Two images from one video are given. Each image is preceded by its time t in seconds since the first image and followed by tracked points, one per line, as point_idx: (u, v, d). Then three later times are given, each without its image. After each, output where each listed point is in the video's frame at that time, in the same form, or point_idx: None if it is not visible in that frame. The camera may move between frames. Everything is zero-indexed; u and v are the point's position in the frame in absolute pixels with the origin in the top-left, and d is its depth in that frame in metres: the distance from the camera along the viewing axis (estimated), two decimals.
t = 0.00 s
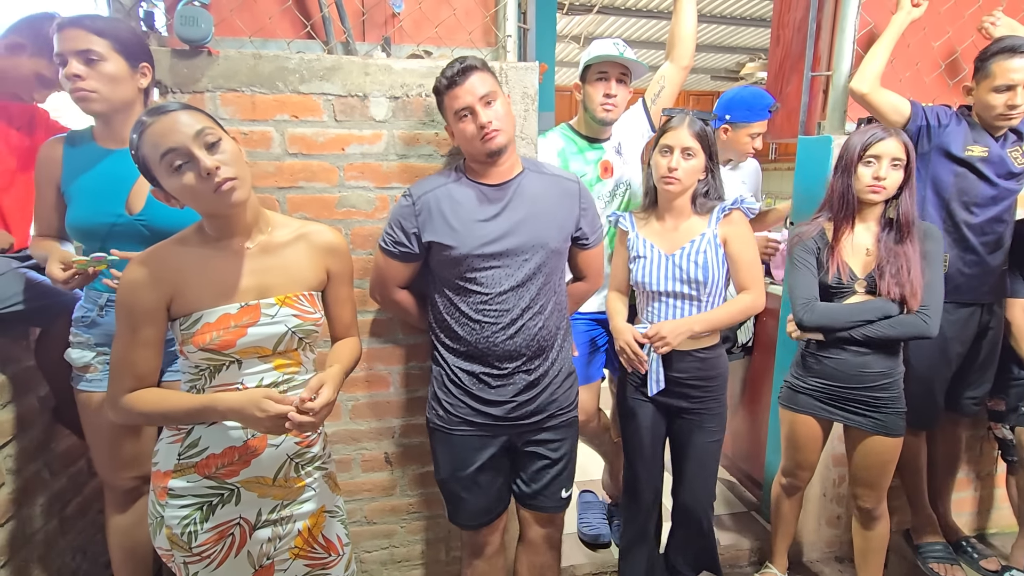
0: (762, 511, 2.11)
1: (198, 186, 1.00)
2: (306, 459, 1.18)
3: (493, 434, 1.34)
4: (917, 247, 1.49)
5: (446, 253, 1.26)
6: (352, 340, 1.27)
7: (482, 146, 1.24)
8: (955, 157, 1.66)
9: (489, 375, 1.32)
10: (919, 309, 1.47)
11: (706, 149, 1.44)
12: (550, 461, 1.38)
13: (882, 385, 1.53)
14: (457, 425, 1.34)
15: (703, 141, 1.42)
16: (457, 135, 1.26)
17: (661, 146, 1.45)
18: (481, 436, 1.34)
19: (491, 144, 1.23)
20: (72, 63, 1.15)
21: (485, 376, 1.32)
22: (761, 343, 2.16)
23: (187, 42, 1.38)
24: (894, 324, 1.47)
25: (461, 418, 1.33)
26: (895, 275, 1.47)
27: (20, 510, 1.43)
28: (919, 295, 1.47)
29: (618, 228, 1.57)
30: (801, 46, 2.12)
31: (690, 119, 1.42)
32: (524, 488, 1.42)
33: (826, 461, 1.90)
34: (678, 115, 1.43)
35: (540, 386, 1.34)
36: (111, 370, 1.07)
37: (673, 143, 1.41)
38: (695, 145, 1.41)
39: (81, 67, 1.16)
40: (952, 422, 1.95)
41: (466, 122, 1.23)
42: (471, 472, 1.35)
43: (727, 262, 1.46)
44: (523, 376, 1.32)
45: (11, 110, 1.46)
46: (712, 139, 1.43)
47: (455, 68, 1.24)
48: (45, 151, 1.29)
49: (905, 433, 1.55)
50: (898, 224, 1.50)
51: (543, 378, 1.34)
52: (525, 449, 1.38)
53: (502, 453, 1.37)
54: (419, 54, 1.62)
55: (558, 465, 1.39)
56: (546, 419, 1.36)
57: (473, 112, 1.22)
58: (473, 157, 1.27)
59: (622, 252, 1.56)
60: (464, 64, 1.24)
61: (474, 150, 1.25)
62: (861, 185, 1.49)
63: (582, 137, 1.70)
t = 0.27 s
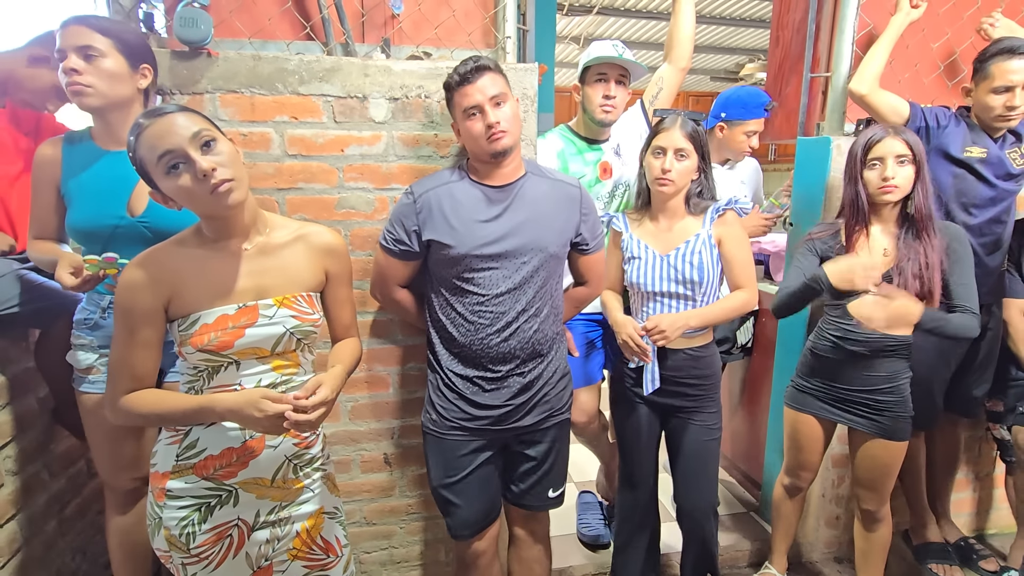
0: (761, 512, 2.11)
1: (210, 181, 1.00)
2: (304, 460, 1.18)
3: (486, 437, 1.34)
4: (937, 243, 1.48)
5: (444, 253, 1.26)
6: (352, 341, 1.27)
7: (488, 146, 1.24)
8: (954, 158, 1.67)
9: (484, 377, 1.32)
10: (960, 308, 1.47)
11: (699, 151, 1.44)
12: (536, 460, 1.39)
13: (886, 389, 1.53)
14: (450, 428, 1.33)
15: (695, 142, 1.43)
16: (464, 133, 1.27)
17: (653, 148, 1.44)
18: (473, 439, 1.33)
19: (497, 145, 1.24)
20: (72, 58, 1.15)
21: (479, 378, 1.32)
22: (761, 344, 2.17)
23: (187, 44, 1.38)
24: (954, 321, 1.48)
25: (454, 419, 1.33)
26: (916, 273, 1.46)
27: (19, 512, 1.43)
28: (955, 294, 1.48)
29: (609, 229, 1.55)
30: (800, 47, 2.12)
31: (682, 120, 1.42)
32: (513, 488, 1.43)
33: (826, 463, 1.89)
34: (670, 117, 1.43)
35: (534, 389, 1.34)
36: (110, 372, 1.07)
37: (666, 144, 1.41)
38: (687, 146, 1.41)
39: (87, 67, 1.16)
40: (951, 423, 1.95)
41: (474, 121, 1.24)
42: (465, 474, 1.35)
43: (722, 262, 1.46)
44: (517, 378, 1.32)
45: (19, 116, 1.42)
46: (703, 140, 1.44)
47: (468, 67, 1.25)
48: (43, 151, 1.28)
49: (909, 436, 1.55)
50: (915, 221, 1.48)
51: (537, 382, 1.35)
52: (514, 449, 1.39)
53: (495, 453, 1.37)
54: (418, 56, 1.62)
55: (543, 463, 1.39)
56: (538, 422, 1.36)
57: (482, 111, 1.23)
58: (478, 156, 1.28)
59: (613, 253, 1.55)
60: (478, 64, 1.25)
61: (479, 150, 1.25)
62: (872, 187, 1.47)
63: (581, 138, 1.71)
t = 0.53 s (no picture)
0: (760, 512, 2.11)
1: (198, 187, 1.01)
2: (302, 458, 1.19)
3: (483, 439, 1.33)
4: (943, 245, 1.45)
5: (444, 253, 1.26)
6: (349, 341, 1.27)
7: (488, 146, 1.24)
8: (953, 158, 1.67)
9: (481, 378, 1.32)
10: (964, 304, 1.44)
11: (700, 150, 1.44)
12: (531, 460, 1.40)
13: (885, 391, 1.53)
14: (447, 429, 1.33)
15: (697, 143, 1.43)
16: (464, 134, 1.27)
17: (655, 151, 1.44)
18: (472, 441, 1.33)
19: (497, 146, 1.24)
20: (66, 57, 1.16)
21: (477, 379, 1.32)
22: (760, 344, 2.17)
23: (186, 43, 1.38)
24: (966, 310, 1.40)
25: (453, 420, 1.33)
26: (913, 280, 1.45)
27: (18, 512, 1.43)
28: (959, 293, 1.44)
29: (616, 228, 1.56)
30: (800, 48, 2.12)
31: (682, 121, 1.42)
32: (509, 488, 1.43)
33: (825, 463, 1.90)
34: (670, 118, 1.43)
35: (532, 390, 1.34)
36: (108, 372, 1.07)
37: (667, 146, 1.42)
38: (689, 147, 1.41)
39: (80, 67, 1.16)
40: (950, 423, 1.96)
41: (475, 121, 1.24)
42: (463, 475, 1.34)
43: (729, 263, 1.47)
44: (515, 380, 1.33)
45: (24, 117, 1.41)
46: (704, 139, 1.44)
47: (471, 68, 1.25)
48: (42, 151, 1.28)
49: (908, 438, 1.55)
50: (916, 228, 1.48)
51: (534, 384, 1.35)
52: (510, 450, 1.39)
53: (492, 454, 1.37)
54: (418, 56, 1.62)
55: (538, 464, 1.40)
56: (535, 424, 1.36)
57: (483, 111, 1.23)
58: (478, 157, 1.28)
59: (619, 252, 1.55)
60: (480, 65, 1.25)
61: (479, 150, 1.25)
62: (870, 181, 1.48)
63: (581, 138, 1.71)
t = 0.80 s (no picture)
0: (759, 512, 2.11)
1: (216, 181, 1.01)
2: (306, 451, 1.21)
3: (481, 440, 1.33)
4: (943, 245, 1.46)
5: (443, 251, 1.26)
6: (337, 334, 1.28)
7: (488, 146, 1.24)
8: (952, 158, 1.67)
9: (480, 378, 1.32)
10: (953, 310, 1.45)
11: (706, 147, 1.44)
12: (528, 461, 1.39)
13: (884, 391, 1.53)
14: (444, 429, 1.33)
15: (703, 141, 1.43)
16: (464, 133, 1.26)
17: (661, 152, 1.44)
18: (470, 441, 1.33)
19: (497, 146, 1.23)
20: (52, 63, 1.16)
21: (476, 378, 1.31)
22: (759, 344, 2.17)
23: (183, 41, 1.37)
24: (947, 324, 1.41)
25: (450, 420, 1.32)
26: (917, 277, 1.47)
27: (14, 512, 1.42)
28: (953, 298, 1.46)
29: (622, 225, 1.53)
30: (798, 47, 2.12)
31: (685, 119, 1.42)
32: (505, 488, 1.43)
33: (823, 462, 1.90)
34: (673, 117, 1.43)
35: (530, 391, 1.34)
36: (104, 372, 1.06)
37: (673, 147, 1.41)
38: (694, 146, 1.41)
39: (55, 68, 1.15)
40: (948, 422, 1.96)
41: (475, 121, 1.23)
42: (461, 475, 1.34)
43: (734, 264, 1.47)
44: (513, 380, 1.32)
45: (20, 117, 1.40)
46: (710, 136, 1.44)
47: (471, 68, 1.25)
48: (41, 150, 1.28)
49: (907, 439, 1.54)
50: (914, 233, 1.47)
51: (532, 385, 1.34)
52: (507, 451, 1.39)
53: (490, 454, 1.37)
54: (416, 54, 1.62)
55: (535, 465, 1.40)
56: (533, 425, 1.36)
57: (483, 111, 1.23)
58: (478, 157, 1.27)
59: (624, 250, 1.52)
60: (480, 65, 1.25)
61: (479, 150, 1.25)
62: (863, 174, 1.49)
63: (580, 137, 1.70)
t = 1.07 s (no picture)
0: (758, 511, 2.11)
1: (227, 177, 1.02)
2: (314, 443, 1.23)
3: (480, 439, 1.33)
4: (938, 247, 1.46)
5: (443, 250, 1.25)
6: (330, 326, 1.33)
7: (490, 146, 1.23)
8: (950, 158, 1.67)
9: (479, 378, 1.31)
10: (947, 319, 1.46)
11: (708, 145, 1.43)
12: (525, 462, 1.39)
13: (881, 391, 1.52)
14: (442, 428, 1.33)
15: (704, 140, 1.42)
16: (467, 133, 1.26)
17: (662, 152, 1.44)
18: (468, 441, 1.32)
19: (500, 146, 1.23)
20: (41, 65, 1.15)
21: (475, 378, 1.31)
22: (757, 344, 2.17)
23: (181, 40, 1.37)
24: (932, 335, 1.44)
25: (449, 419, 1.32)
26: (912, 280, 1.46)
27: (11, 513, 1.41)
28: (948, 305, 1.46)
29: (628, 221, 1.52)
30: (797, 47, 2.12)
31: (685, 119, 1.42)
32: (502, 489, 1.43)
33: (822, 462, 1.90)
34: (673, 117, 1.43)
35: (529, 392, 1.33)
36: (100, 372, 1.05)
37: (674, 147, 1.41)
38: (695, 144, 1.40)
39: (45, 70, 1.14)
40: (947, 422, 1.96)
41: (477, 121, 1.23)
42: (458, 475, 1.34)
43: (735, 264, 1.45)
44: (512, 380, 1.32)
45: (19, 113, 1.40)
46: (711, 136, 1.43)
47: (474, 68, 1.25)
48: (40, 149, 1.27)
49: (905, 441, 1.54)
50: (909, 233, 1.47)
51: (530, 386, 1.34)
52: (505, 452, 1.38)
53: (488, 454, 1.37)
54: (415, 53, 1.62)
55: (533, 467, 1.39)
56: (531, 426, 1.36)
57: (486, 112, 1.22)
58: (479, 157, 1.27)
59: (631, 244, 1.49)
60: (483, 65, 1.25)
61: (481, 150, 1.25)
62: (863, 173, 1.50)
63: (579, 136, 1.70)
